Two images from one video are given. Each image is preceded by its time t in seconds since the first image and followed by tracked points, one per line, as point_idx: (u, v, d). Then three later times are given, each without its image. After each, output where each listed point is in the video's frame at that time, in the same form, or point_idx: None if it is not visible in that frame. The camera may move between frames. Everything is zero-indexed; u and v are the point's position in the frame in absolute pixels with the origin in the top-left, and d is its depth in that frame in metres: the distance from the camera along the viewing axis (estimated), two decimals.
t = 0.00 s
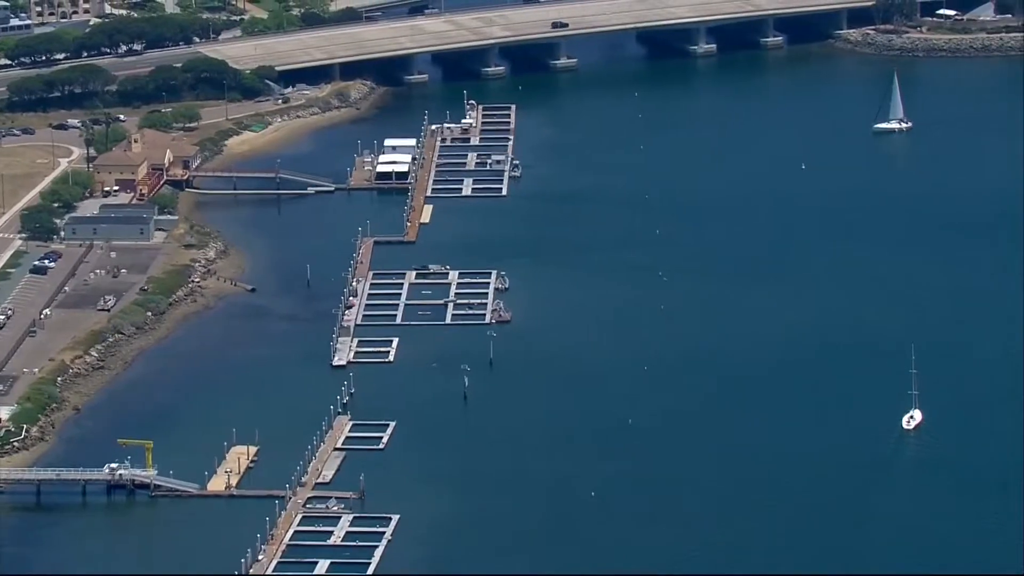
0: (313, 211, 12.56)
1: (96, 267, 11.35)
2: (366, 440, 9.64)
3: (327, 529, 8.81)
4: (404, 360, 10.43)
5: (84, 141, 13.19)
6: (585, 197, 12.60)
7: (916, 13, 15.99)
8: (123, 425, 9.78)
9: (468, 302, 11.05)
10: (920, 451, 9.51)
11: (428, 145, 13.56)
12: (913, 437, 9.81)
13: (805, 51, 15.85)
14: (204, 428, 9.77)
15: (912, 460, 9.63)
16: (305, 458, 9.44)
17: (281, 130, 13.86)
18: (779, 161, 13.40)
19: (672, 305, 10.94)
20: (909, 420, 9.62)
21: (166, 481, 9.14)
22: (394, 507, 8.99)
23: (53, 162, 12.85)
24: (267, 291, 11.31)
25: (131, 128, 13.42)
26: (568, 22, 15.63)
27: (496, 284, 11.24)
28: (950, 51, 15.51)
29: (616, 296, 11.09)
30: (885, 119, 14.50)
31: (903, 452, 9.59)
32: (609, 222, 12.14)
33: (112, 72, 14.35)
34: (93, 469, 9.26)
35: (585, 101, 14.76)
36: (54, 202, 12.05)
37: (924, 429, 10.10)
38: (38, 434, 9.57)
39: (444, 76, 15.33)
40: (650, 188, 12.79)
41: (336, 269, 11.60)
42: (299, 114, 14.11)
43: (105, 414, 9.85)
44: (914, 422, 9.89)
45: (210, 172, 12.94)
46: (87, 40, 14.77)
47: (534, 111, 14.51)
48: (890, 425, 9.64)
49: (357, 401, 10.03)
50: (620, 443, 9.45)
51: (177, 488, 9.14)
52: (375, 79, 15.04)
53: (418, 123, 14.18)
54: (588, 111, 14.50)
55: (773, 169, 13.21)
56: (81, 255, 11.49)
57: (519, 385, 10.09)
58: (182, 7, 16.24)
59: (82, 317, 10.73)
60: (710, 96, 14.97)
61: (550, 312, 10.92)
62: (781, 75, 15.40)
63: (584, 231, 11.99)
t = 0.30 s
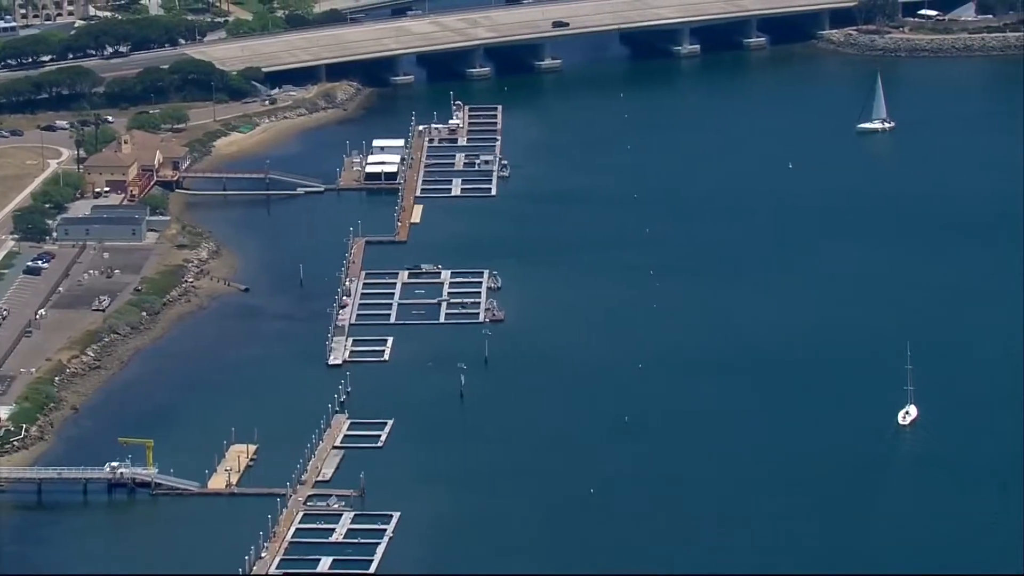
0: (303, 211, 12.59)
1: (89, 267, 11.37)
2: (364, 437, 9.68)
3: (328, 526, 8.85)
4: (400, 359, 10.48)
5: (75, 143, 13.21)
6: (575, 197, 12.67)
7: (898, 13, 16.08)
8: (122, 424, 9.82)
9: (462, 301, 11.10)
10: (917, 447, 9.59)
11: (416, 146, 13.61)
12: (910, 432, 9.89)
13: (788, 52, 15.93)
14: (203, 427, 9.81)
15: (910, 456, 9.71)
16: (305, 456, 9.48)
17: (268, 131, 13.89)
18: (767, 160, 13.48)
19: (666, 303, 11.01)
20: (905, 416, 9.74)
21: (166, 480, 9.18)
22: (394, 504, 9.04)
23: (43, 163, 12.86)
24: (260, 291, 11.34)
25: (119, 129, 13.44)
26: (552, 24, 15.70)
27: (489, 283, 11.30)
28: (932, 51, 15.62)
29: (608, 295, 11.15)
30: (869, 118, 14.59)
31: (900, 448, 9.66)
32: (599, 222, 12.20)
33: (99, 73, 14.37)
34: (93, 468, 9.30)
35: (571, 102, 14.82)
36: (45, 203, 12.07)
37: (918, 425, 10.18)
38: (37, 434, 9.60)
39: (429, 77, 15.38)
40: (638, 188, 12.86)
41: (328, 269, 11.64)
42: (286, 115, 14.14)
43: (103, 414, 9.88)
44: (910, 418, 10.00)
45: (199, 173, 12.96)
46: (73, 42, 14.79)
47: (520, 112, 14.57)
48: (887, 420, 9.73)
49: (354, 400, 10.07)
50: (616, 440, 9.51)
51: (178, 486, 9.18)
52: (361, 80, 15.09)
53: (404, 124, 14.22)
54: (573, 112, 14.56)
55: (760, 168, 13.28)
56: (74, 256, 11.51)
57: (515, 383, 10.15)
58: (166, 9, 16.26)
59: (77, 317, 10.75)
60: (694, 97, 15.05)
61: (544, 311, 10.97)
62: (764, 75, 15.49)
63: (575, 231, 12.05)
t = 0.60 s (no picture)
0: (293, 211, 12.63)
1: (83, 267, 11.40)
2: (362, 435, 9.72)
3: (330, 523, 8.90)
4: (395, 358, 10.54)
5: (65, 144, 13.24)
6: (564, 198, 12.74)
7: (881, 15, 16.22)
8: (120, 424, 9.86)
9: (455, 300, 11.16)
10: (913, 443, 9.70)
11: (404, 147, 13.66)
12: (905, 429, 10.00)
13: (771, 53, 16.03)
14: (202, 427, 9.85)
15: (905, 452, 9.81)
16: (304, 454, 9.52)
17: (256, 132, 13.92)
18: (753, 160, 13.58)
19: (659, 302, 11.09)
20: (900, 412, 9.86)
21: (167, 478, 9.22)
22: (395, 502, 9.09)
23: (33, 164, 12.89)
24: (254, 290, 11.38)
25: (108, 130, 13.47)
26: (537, 25, 15.77)
27: (481, 283, 11.36)
28: (915, 52, 15.76)
29: (600, 295, 11.23)
30: (851, 118, 14.70)
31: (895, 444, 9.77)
32: (589, 222, 12.28)
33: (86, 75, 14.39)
34: (93, 466, 9.34)
35: (556, 103, 14.90)
36: (37, 204, 12.09)
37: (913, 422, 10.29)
38: (36, 433, 9.64)
39: (414, 78, 15.44)
40: (626, 189, 12.94)
41: (321, 269, 11.68)
42: (274, 116, 14.18)
43: (101, 414, 9.92)
44: (904, 414, 10.12)
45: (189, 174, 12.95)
46: (60, 44, 14.79)
47: (506, 113, 14.63)
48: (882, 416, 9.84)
49: (351, 398, 10.12)
50: (612, 438, 9.59)
51: (179, 484, 9.22)
52: (347, 80, 15.14)
53: (391, 125, 14.27)
54: (559, 113, 14.63)
55: (747, 168, 13.38)
56: (67, 256, 11.54)
57: (510, 382, 10.21)
58: (150, 11, 16.28)
59: (73, 317, 10.78)
60: (678, 98, 15.13)
61: (537, 310, 11.04)
62: (748, 76, 15.58)
63: (566, 232, 12.13)
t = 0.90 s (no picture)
0: (284, 211, 12.67)
1: (76, 268, 11.44)
2: (360, 434, 9.77)
3: (331, 521, 8.95)
4: (390, 357, 10.60)
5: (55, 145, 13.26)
6: (553, 198, 12.81)
7: (863, 16, 16.37)
8: (119, 423, 9.90)
9: (448, 299, 11.23)
10: (908, 439, 9.81)
11: (393, 147, 13.72)
12: (899, 427, 10.12)
13: (755, 54, 16.13)
14: (200, 426, 9.90)
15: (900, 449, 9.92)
16: (303, 453, 9.57)
17: (245, 133, 13.97)
18: (741, 161, 13.67)
19: (652, 300, 11.18)
20: (894, 408, 9.97)
21: (167, 477, 9.26)
22: (395, 499, 9.15)
23: (23, 166, 12.91)
24: (247, 290, 11.42)
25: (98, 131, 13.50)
26: (522, 26, 15.84)
27: (474, 282, 11.42)
28: (897, 53, 15.90)
29: (594, 293, 11.30)
30: (835, 119, 14.82)
31: (889, 440, 9.88)
32: (579, 223, 12.35)
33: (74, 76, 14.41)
34: (94, 465, 9.38)
35: (541, 104, 14.97)
36: (29, 205, 12.12)
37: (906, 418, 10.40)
38: (35, 432, 9.68)
39: (400, 80, 15.50)
40: (615, 188, 13.01)
41: (314, 268, 11.73)
42: (262, 117, 14.22)
43: (99, 413, 9.96)
44: (897, 411, 10.24)
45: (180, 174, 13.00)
46: (47, 46, 14.79)
47: (493, 114, 14.70)
48: (877, 413, 9.96)
49: (348, 397, 10.18)
50: (609, 436, 9.66)
51: (179, 482, 9.27)
52: (333, 82, 15.19)
53: (378, 126, 14.33)
54: (545, 114, 14.70)
55: (734, 168, 13.47)
56: (61, 257, 11.57)
57: (507, 380, 10.27)
58: (135, 14, 16.30)
59: (68, 317, 10.82)
60: (664, 98, 15.21)
61: (530, 309, 11.11)
62: (731, 77, 15.67)
63: (557, 231, 12.21)
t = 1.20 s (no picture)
0: (274, 211, 12.71)
1: (69, 268, 11.46)
2: (358, 432, 9.82)
3: (331, 519, 8.99)
4: (385, 356, 10.66)
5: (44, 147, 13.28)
6: (543, 198, 12.88)
7: (846, 17, 16.52)
8: (116, 423, 9.94)
9: (441, 298, 11.28)
10: (903, 435, 9.92)
11: (381, 148, 13.77)
12: (893, 423, 10.23)
13: (737, 55, 16.25)
14: (197, 425, 9.94)
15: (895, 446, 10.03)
16: (301, 451, 9.62)
17: (233, 134, 14.00)
18: (728, 162, 13.78)
19: (645, 299, 11.26)
20: (889, 405, 10.09)
21: (167, 475, 9.30)
22: (395, 497, 9.20)
23: (13, 167, 12.92)
24: (240, 290, 11.46)
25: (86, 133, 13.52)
26: (507, 27, 15.90)
27: (466, 281, 11.48)
28: (880, 53, 16.05)
29: (586, 293, 11.37)
30: (820, 120, 14.95)
31: (884, 436, 9.99)
32: (569, 223, 12.42)
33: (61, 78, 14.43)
34: (95, 464, 9.43)
35: (526, 105, 15.04)
36: (20, 206, 12.15)
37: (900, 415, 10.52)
38: (34, 431, 9.71)
39: (385, 81, 15.54)
40: (604, 189, 13.10)
41: (306, 269, 11.77)
42: (249, 118, 14.26)
43: (96, 412, 10.00)
44: (891, 409, 10.36)
45: (169, 175, 13.04)
46: (34, 47, 14.80)
47: (480, 114, 14.76)
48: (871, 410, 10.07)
49: (344, 397, 10.23)
50: (606, 434, 9.74)
51: (179, 481, 9.31)
52: (319, 83, 15.23)
53: (366, 127, 14.38)
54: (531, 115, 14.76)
55: (722, 169, 13.58)
56: (54, 257, 11.60)
57: (504, 380, 10.33)
58: (119, 16, 16.31)
59: (63, 317, 10.85)
60: (648, 99, 15.29)
61: (524, 309, 11.17)
62: (715, 78, 15.77)
63: (549, 230, 12.29)
